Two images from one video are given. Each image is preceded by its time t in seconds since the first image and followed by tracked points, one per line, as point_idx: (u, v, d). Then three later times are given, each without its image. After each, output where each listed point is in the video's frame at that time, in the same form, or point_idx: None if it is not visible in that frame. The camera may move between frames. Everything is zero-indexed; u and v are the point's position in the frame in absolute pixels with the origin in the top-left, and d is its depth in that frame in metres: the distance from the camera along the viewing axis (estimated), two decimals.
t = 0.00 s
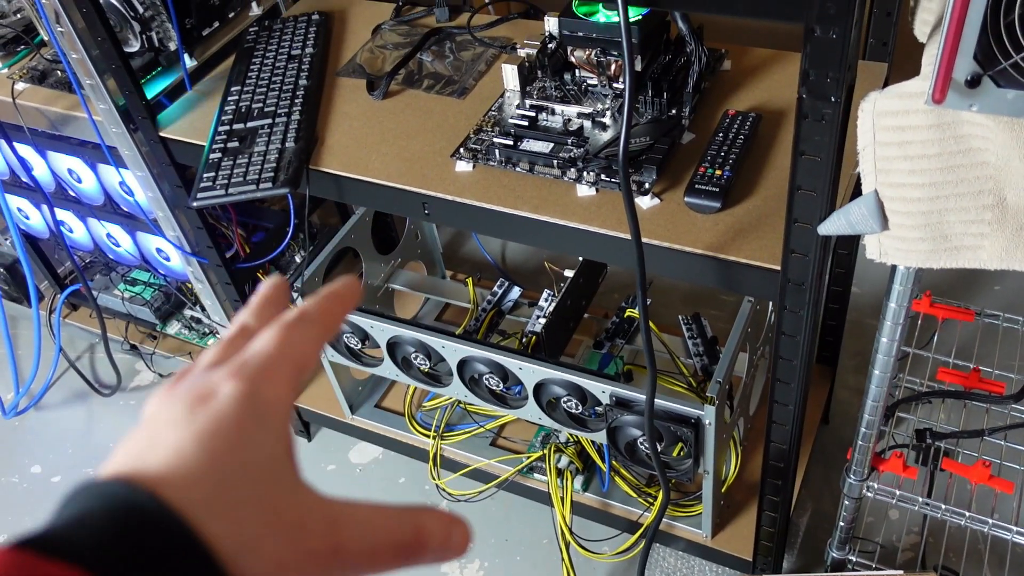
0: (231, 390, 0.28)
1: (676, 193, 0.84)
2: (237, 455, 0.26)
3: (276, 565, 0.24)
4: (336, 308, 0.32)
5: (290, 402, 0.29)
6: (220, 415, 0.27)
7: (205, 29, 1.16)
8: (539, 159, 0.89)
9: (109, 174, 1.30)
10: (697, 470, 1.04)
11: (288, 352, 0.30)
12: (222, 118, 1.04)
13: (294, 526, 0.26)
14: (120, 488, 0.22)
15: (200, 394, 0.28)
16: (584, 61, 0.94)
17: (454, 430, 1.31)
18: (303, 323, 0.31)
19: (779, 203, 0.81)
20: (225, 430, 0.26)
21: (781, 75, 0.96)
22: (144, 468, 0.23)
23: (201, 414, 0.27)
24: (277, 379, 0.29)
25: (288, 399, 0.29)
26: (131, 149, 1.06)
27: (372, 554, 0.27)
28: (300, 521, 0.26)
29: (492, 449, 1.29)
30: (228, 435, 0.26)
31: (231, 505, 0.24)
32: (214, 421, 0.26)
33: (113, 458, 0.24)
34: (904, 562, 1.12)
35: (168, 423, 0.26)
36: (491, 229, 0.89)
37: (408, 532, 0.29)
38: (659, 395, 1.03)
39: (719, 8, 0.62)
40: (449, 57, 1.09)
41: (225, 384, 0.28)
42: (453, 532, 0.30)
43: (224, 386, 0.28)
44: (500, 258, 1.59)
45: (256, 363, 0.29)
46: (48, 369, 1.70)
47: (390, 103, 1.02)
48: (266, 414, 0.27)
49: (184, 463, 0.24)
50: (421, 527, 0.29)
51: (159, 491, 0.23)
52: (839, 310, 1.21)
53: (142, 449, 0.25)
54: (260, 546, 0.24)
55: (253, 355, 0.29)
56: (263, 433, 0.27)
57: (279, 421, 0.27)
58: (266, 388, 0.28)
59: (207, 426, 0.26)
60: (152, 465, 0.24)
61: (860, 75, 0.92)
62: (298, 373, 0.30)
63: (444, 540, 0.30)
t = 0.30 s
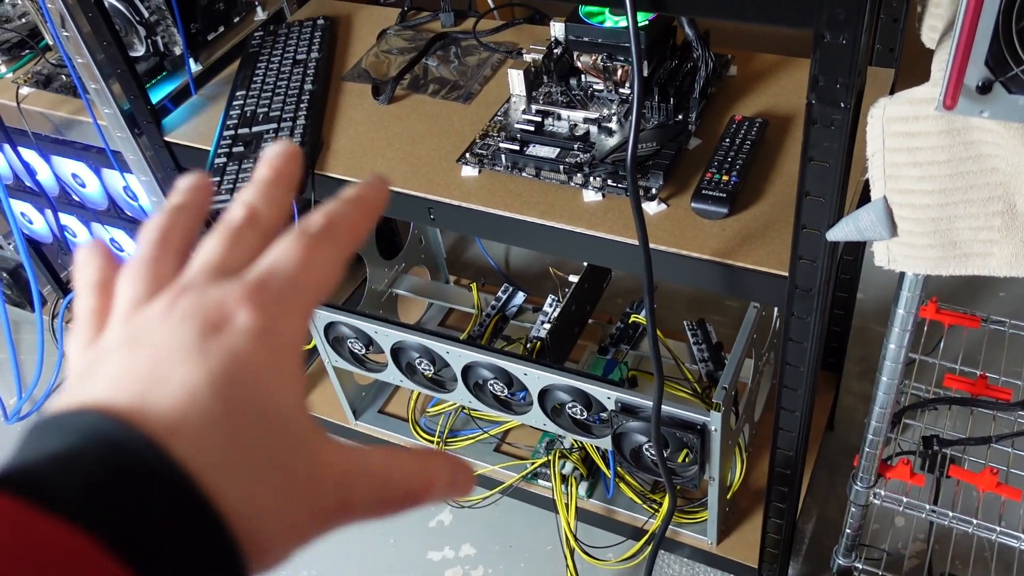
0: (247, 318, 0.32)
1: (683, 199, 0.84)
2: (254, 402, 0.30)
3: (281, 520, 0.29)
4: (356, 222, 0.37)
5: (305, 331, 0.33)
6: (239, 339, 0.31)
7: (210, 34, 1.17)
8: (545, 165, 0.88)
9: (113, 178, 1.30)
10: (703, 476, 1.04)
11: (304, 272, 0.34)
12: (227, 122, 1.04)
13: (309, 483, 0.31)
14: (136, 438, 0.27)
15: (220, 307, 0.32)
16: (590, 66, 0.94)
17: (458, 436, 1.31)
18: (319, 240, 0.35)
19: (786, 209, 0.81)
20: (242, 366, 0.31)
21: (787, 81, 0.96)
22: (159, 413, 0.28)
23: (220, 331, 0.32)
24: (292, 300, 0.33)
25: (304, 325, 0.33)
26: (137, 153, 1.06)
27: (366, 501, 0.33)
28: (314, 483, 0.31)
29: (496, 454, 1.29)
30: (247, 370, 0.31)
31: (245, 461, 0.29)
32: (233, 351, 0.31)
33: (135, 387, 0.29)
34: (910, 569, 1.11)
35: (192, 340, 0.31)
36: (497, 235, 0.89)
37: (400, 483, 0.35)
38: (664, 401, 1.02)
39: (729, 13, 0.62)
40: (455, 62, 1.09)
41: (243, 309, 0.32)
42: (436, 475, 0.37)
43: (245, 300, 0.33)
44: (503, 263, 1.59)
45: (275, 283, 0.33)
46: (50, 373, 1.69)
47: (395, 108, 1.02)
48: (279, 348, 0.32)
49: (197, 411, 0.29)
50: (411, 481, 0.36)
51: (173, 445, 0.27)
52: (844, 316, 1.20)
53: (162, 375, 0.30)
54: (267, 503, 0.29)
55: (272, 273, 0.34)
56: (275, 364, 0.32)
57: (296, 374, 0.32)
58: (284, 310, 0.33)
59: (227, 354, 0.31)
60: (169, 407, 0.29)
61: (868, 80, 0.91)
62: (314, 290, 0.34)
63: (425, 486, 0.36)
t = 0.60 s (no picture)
0: (267, 343, 0.32)
1: (681, 205, 0.84)
2: (269, 410, 0.30)
3: (295, 516, 0.28)
4: (364, 264, 0.37)
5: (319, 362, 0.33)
6: (256, 359, 0.31)
7: (206, 44, 1.17)
8: (543, 172, 0.88)
9: (111, 189, 1.30)
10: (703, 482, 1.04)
11: (319, 308, 0.34)
12: (225, 132, 1.04)
13: (314, 493, 0.29)
14: (162, 433, 0.27)
15: (236, 333, 0.32)
16: (587, 73, 0.94)
17: (458, 443, 1.31)
18: (333, 282, 0.35)
19: (784, 214, 0.81)
20: (262, 383, 0.31)
21: (784, 85, 0.96)
22: (192, 411, 0.28)
23: (239, 355, 0.31)
24: (309, 332, 0.33)
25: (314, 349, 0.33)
26: (134, 164, 1.06)
27: (373, 523, 0.31)
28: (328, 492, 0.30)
29: (497, 461, 1.29)
30: (262, 386, 0.31)
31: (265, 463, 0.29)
32: (255, 369, 0.31)
33: (164, 393, 0.29)
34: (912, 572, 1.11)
35: (213, 361, 0.31)
36: (496, 243, 0.89)
37: (409, 512, 0.32)
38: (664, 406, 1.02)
39: (724, 21, 0.62)
40: (452, 70, 1.09)
41: (262, 334, 0.32)
42: (455, 515, 0.34)
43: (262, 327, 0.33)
44: (502, 269, 1.59)
45: (287, 313, 0.33)
46: (50, 384, 1.69)
47: (392, 116, 1.02)
48: (295, 372, 0.32)
49: (226, 415, 0.29)
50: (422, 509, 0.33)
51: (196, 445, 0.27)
52: (843, 319, 1.21)
53: (189, 387, 0.30)
54: (281, 503, 0.28)
55: (287, 304, 0.33)
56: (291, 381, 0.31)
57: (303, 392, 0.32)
58: (300, 339, 0.33)
59: (244, 371, 0.31)
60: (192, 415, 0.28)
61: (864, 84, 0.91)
62: (324, 322, 0.34)
63: (447, 519, 0.33)
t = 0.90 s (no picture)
0: (279, 332, 0.33)
1: (674, 206, 0.84)
2: (291, 407, 0.31)
3: (319, 521, 0.30)
4: (374, 248, 0.38)
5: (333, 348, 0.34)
6: (270, 352, 0.32)
7: (197, 47, 1.18)
8: (535, 175, 0.88)
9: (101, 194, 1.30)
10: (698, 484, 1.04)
11: (328, 292, 0.35)
12: (215, 136, 1.03)
13: (340, 483, 0.31)
14: (176, 443, 0.28)
15: (249, 326, 0.33)
16: (579, 75, 0.93)
17: (452, 446, 1.30)
18: (342, 264, 0.36)
19: (777, 215, 0.81)
20: (275, 374, 0.32)
21: (776, 86, 0.96)
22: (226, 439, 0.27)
23: (253, 345, 0.33)
24: (325, 319, 0.34)
25: (332, 336, 0.34)
26: (124, 169, 1.05)
27: (409, 510, 0.33)
28: (356, 485, 0.32)
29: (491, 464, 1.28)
30: (279, 379, 0.32)
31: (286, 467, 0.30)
32: (268, 364, 0.32)
33: (175, 398, 0.30)
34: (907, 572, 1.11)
35: (225, 356, 0.32)
36: (489, 246, 0.88)
37: (445, 491, 0.35)
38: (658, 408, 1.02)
39: (716, 22, 0.62)
40: (444, 72, 1.09)
41: (275, 323, 0.33)
42: (490, 486, 0.37)
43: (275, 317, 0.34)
44: (495, 272, 1.59)
45: (300, 300, 0.35)
46: (41, 390, 1.68)
47: (384, 119, 1.02)
48: (313, 358, 0.33)
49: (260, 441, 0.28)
50: (457, 485, 0.35)
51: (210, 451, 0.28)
52: (837, 319, 1.21)
53: (201, 385, 0.31)
54: (305, 503, 0.30)
55: (298, 293, 0.35)
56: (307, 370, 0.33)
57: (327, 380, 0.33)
58: (313, 325, 0.34)
59: (258, 364, 0.32)
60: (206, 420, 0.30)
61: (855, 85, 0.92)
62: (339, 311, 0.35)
63: (482, 489, 0.36)
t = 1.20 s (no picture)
0: (324, 377, 0.31)
1: (667, 202, 0.84)
2: (336, 444, 0.29)
3: (362, 544, 0.28)
4: (403, 308, 0.35)
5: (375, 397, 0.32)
6: (316, 394, 0.31)
7: (183, 44, 1.16)
8: (527, 171, 0.88)
9: (88, 191, 1.28)
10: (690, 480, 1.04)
11: (368, 347, 0.33)
12: (204, 133, 1.02)
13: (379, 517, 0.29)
14: (238, 468, 0.26)
15: (298, 372, 0.31)
16: (570, 71, 0.93)
17: (443, 445, 1.30)
18: (376, 323, 0.34)
19: (769, 211, 0.81)
20: (322, 419, 0.30)
21: (767, 83, 0.96)
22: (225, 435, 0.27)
23: (303, 391, 0.31)
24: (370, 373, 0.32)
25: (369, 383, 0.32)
26: (111, 166, 1.05)
27: (430, 542, 0.31)
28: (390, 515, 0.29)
29: (481, 462, 1.28)
30: (326, 422, 0.30)
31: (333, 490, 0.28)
32: (316, 406, 0.30)
33: (231, 433, 0.28)
34: (897, 568, 1.11)
35: (274, 400, 0.30)
36: (481, 242, 0.88)
37: (460, 527, 0.32)
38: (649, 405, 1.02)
39: (711, 17, 0.62)
40: (434, 69, 1.08)
41: (319, 369, 0.31)
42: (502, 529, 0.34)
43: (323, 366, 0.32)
44: (485, 270, 1.59)
45: (341, 348, 0.32)
46: (28, 390, 1.67)
47: (374, 116, 1.01)
48: (355, 404, 0.31)
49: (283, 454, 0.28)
50: (472, 525, 0.33)
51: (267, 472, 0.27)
52: (828, 316, 1.21)
53: (256, 423, 0.29)
54: (349, 530, 0.28)
55: (340, 344, 0.32)
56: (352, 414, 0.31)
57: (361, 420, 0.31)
58: (357, 374, 0.32)
59: (309, 408, 0.30)
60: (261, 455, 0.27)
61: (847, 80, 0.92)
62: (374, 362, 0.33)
63: (494, 532, 0.34)
